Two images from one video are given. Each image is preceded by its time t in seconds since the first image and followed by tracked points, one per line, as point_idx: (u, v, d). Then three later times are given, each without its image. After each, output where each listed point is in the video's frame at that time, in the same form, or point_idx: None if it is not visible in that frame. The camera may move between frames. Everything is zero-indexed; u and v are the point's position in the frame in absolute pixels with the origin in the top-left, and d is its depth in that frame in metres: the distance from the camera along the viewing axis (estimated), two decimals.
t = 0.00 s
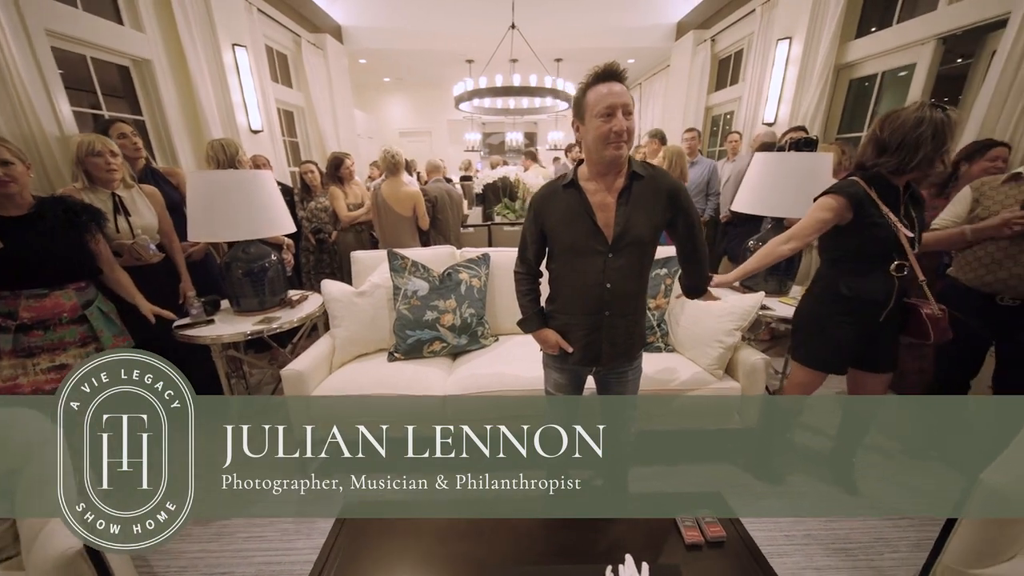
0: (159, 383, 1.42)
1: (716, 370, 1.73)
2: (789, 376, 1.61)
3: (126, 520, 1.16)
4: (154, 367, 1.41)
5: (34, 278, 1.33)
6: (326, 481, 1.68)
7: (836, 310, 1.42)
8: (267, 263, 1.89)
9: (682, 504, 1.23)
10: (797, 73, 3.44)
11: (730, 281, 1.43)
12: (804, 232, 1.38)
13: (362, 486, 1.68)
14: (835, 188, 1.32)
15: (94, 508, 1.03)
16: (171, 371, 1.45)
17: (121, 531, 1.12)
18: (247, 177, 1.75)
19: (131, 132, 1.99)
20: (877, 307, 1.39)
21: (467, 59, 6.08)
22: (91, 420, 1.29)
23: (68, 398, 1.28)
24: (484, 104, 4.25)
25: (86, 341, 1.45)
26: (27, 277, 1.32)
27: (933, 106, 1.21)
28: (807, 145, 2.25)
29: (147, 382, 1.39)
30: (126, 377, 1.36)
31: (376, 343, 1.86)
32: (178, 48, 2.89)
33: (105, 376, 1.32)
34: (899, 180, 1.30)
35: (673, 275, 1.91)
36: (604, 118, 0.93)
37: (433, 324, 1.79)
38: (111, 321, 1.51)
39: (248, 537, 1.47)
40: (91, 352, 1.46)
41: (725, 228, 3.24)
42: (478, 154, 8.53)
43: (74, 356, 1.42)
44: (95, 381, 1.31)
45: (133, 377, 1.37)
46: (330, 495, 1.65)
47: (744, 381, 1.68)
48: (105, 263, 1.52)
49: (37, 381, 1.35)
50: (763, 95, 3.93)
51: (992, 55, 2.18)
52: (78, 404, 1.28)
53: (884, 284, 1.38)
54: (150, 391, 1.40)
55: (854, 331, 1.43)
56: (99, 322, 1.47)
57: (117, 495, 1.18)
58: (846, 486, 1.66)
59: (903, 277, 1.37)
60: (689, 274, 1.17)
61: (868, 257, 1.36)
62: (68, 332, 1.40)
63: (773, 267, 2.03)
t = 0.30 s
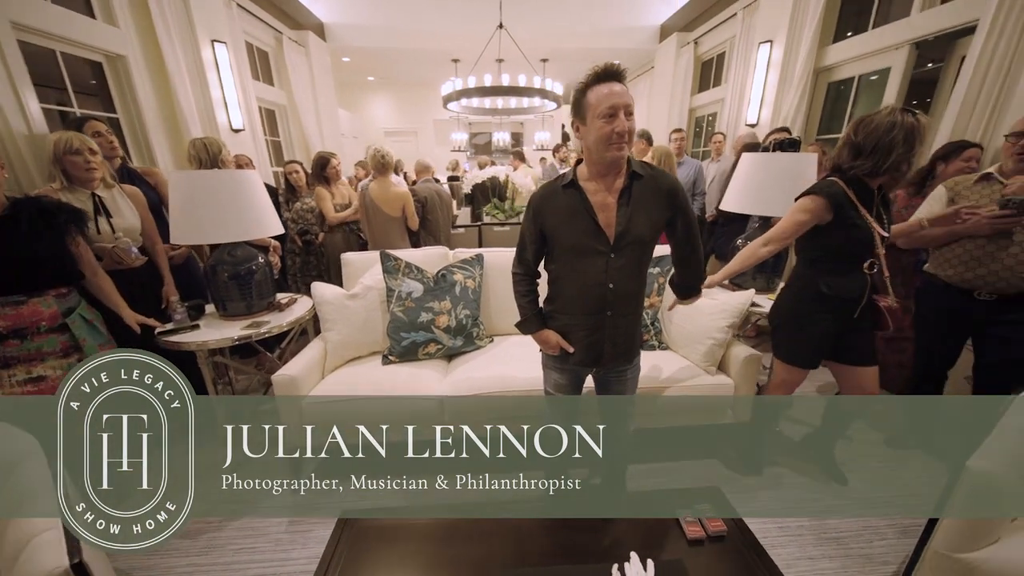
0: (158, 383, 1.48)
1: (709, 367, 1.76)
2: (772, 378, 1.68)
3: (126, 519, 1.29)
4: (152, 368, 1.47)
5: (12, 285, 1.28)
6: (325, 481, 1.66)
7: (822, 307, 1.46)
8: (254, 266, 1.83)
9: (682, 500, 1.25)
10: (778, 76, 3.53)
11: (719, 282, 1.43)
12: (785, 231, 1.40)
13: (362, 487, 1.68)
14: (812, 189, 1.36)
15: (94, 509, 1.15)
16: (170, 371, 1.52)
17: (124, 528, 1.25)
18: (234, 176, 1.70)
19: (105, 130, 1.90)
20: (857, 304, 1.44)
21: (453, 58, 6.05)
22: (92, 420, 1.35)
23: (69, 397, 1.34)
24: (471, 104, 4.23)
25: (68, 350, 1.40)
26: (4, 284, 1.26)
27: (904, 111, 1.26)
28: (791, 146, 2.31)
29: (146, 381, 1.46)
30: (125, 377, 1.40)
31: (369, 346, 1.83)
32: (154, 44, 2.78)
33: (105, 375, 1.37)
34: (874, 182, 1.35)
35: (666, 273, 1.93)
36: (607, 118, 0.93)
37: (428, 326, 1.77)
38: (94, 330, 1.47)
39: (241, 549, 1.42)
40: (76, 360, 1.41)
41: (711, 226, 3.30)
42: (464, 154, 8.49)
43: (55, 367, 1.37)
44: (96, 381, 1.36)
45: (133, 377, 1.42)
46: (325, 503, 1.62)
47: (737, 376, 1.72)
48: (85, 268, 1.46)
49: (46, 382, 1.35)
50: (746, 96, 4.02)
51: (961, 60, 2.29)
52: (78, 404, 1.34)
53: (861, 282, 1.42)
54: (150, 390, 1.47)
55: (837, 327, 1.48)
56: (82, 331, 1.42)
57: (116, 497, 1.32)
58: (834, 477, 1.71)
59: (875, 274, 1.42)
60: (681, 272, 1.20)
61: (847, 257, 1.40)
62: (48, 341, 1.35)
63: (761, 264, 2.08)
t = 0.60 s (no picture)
0: (158, 383, 1.43)
1: (702, 364, 1.78)
2: (759, 376, 1.71)
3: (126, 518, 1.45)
4: (150, 368, 1.40)
5: None
6: (326, 481, 1.71)
7: (806, 307, 1.49)
8: (242, 269, 1.78)
9: (682, 497, 1.26)
10: (761, 79, 3.62)
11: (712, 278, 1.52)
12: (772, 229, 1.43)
13: (359, 491, 1.68)
14: (784, 196, 1.39)
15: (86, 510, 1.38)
16: (170, 371, 1.44)
17: (124, 528, 1.42)
18: (213, 177, 1.63)
19: (80, 128, 1.82)
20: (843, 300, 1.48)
21: (439, 58, 6.00)
22: (92, 420, 1.36)
23: (69, 396, 1.31)
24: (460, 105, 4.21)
25: (51, 360, 1.35)
26: None
27: (879, 117, 1.30)
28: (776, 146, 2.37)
29: (146, 381, 1.41)
30: (125, 377, 1.37)
31: (363, 350, 1.80)
32: (130, 39, 2.68)
33: (104, 375, 1.34)
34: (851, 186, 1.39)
35: (660, 272, 1.94)
36: (610, 119, 0.93)
37: (423, 329, 1.75)
38: (80, 337, 1.42)
39: (233, 561, 1.38)
40: (61, 369, 1.37)
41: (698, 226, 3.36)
42: (451, 154, 8.44)
43: (38, 376, 1.32)
44: (96, 381, 1.34)
45: (131, 377, 1.38)
46: (319, 511, 1.58)
47: (730, 373, 1.75)
48: (66, 274, 1.39)
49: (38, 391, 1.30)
50: (729, 98, 4.11)
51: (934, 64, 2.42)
52: (78, 404, 1.33)
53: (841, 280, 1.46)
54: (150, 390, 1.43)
55: (819, 326, 1.50)
56: (66, 338, 1.37)
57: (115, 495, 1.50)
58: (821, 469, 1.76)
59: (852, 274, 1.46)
60: (686, 272, 1.22)
61: (827, 257, 1.44)
62: (30, 350, 1.30)
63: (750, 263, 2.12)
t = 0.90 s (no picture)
0: (157, 383, 1.45)
1: (698, 362, 1.81)
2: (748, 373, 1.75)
3: (126, 519, 1.50)
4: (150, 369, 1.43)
5: None
6: (325, 481, 1.71)
7: (793, 308, 1.50)
8: (232, 273, 1.73)
9: (684, 495, 1.28)
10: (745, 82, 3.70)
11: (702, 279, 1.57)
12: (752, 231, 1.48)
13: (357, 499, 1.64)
14: (767, 196, 1.46)
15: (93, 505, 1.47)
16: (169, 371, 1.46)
17: (122, 528, 1.46)
18: (207, 179, 1.59)
19: (56, 127, 1.74)
20: (831, 300, 1.50)
21: (426, 58, 5.95)
22: (92, 421, 1.40)
23: (69, 398, 1.34)
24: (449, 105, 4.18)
25: (39, 368, 1.31)
26: None
27: (845, 117, 1.34)
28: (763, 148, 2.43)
29: (146, 381, 1.43)
30: (125, 377, 1.40)
31: (359, 354, 1.77)
32: (106, 35, 2.58)
33: (105, 375, 1.37)
34: (830, 184, 1.41)
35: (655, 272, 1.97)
36: (614, 121, 0.94)
37: (421, 332, 1.73)
38: (67, 343, 1.37)
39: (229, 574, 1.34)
40: (51, 378, 1.32)
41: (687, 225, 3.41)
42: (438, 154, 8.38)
43: (27, 387, 1.27)
44: (96, 381, 1.36)
45: (132, 377, 1.41)
46: (317, 520, 1.54)
47: (725, 370, 1.78)
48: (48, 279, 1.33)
49: (42, 403, 1.29)
50: (715, 100, 4.19)
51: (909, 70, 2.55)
52: (79, 404, 1.37)
53: (824, 281, 1.47)
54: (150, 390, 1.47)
55: (805, 327, 1.53)
56: (53, 346, 1.32)
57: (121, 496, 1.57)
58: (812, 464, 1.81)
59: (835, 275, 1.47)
60: (695, 262, 1.23)
61: (815, 257, 1.45)
62: (16, 360, 1.25)
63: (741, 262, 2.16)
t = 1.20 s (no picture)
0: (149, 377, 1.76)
1: (696, 360, 1.84)
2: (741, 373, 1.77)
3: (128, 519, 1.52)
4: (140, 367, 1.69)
5: None
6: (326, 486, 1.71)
7: (781, 309, 1.51)
8: (228, 276, 1.70)
9: (687, 491, 1.29)
10: (734, 84, 3.76)
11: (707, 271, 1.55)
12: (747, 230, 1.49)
13: (357, 503, 1.63)
14: (756, 197, 1.48)
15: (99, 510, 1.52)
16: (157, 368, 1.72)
17: (122, 531, 1.48)
18: (199, 179, 1.56)
19: (40, 127, 1.69)
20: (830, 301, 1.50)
21: (417, 58, 5.92)
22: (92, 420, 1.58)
23: (69, 403, 1.33)
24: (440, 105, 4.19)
25: (33, 372, 1.27)
26: None
27: (817, 120, 1.36)
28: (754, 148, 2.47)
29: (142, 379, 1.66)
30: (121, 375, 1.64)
31: (358, 357, 1.76)
32: (89, 33, 2.51)
33: (103, 375, 1.58)
34: (813, 182, 1.41)
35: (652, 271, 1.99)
36: (620, 123, 0.95)
37: (421, 334, 1.72)
38: (59, 346, 1.33)
39: None
40: (47, 382, 1.29)
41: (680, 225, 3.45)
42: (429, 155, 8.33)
43: (22, 393, 1.24)
44: (96, 381, 1.55)
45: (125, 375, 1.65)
46: (317, 526, 1.52)
47: (723, 367, 1.81)
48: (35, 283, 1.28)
49: (42, 408, 1.27)
50: (705, 102, 4.25)
51: (894, 73, 2.63)
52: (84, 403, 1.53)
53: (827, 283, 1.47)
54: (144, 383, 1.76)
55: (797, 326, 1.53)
56: (46, 349, 1.28)
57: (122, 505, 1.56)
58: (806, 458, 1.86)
59: (825, 278, 1.46)
60: (691, 262, 1.25)
61: (801, 257, 1.46)
62: (9, 365, 1.21)
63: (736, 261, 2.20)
